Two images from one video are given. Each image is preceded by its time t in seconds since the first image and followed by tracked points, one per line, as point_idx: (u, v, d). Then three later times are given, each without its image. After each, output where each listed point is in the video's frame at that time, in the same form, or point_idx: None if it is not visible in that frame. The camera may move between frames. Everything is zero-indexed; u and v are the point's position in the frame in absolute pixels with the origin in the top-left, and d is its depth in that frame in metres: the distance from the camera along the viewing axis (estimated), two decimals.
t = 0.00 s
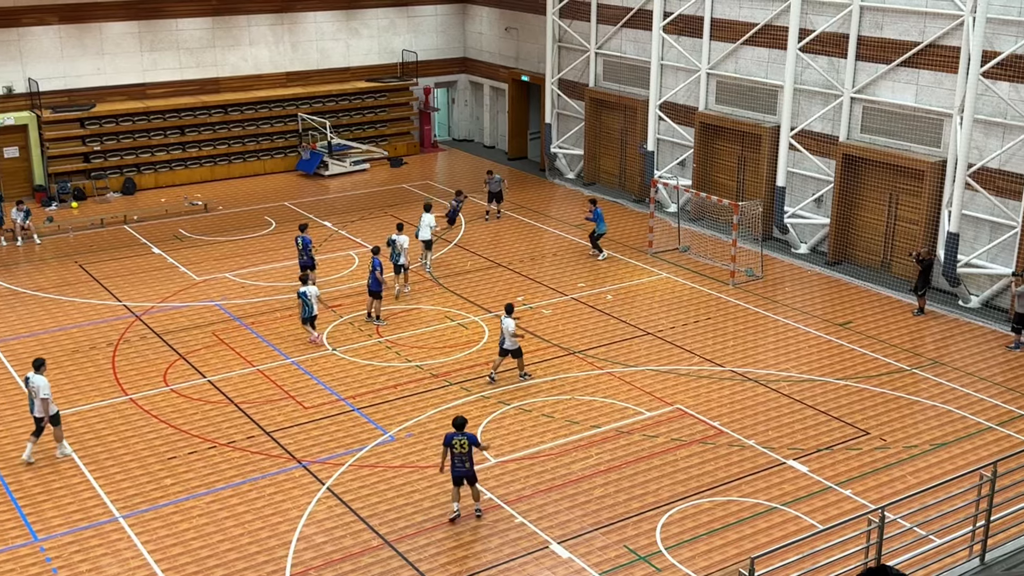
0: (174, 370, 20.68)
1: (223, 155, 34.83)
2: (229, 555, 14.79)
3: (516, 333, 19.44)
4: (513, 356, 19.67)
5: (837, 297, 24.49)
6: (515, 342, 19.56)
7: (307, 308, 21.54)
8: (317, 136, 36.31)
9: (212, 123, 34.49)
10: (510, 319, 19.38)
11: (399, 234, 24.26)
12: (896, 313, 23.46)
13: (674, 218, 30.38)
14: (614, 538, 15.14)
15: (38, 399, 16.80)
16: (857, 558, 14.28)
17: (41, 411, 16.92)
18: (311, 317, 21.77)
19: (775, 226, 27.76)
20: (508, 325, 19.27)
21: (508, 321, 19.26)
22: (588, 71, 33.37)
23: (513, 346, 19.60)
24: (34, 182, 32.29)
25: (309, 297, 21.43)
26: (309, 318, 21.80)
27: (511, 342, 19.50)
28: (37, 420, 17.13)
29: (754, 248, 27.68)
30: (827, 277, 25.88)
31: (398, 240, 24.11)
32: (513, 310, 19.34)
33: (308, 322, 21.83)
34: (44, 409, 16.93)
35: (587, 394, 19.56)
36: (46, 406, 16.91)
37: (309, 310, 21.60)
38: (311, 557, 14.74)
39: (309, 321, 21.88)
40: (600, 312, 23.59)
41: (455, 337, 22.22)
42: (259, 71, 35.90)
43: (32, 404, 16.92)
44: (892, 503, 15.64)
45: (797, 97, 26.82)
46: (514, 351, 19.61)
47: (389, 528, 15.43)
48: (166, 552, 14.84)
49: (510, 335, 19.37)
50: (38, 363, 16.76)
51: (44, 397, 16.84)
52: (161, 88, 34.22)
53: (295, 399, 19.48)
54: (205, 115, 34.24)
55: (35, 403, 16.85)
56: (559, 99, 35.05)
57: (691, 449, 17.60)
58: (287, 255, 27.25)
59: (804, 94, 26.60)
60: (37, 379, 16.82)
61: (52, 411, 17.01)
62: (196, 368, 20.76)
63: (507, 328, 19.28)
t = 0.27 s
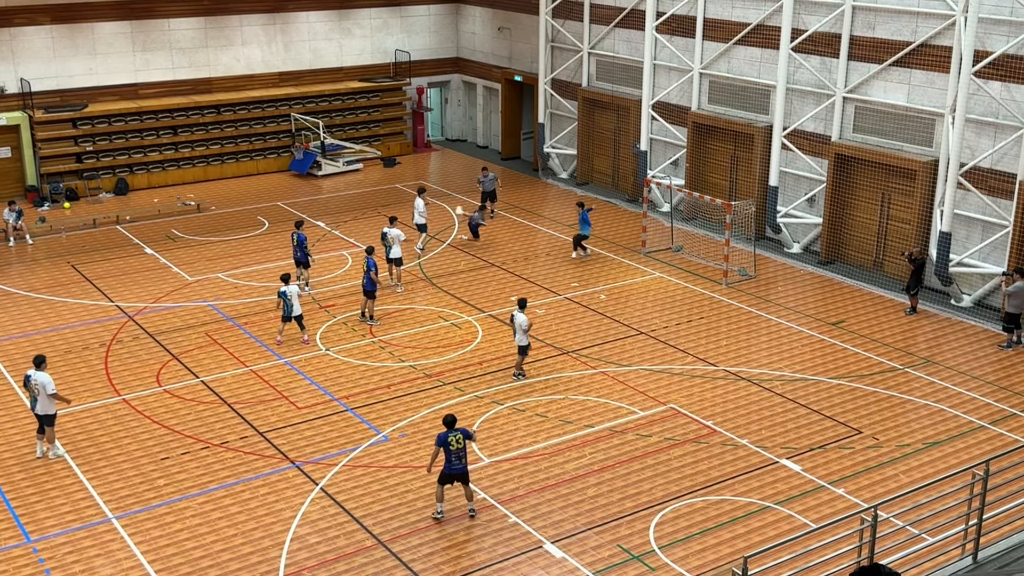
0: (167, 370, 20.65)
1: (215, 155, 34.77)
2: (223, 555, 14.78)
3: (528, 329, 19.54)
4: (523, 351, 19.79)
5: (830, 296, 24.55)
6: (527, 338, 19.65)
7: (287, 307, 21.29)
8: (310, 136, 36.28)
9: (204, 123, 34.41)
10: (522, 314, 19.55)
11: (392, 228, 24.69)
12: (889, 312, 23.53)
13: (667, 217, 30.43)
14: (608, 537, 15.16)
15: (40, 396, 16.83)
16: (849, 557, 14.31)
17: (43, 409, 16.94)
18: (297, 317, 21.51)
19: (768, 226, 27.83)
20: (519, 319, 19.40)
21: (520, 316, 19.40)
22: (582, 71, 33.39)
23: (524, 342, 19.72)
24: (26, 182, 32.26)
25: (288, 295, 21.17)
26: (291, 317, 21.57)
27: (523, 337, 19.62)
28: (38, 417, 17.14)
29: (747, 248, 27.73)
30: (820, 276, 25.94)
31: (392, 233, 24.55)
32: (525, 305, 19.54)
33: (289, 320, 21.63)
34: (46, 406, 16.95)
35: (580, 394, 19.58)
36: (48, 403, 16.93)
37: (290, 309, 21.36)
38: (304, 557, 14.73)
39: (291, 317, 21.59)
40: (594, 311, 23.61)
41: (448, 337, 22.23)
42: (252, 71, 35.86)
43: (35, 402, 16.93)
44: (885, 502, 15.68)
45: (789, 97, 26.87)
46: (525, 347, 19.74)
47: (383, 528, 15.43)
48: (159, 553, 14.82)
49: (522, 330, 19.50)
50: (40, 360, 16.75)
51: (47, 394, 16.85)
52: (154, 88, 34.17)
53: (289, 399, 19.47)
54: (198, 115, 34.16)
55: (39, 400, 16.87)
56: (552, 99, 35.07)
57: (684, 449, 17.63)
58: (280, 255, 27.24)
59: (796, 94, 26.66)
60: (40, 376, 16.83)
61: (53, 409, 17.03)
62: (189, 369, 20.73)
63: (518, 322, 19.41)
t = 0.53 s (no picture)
0: (163, 370, 20.63)
1: (210, 155, 34.73)
2: (218, 555, 14.77)
3: (541, 326, 19.78)
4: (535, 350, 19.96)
5: (825, 295, 24.58)
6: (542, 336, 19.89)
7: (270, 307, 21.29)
8: (306, 136, 36.26)
9: (199, 123, 34.36)
10: (535, 312, 19.79)
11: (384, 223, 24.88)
12: (884, 311, 23.56)
13: (663, 217, 30.44)
14: (604, 536, 15.16)
15: (40, 396, 16.82)
16: (845, 556, 14.33)
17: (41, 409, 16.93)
18: (278, 317, 21.49)
19: (763, 225, 27.85)
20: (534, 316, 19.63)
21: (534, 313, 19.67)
22: (577, 70, 33.39)
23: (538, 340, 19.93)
24: (20, 182, 32.17)
25: (271, 295, 21.16)
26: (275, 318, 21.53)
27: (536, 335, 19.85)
28: (35, 417, 17.12)
29: (742, 247, 27.75)
30: (815, 275, 25.97)
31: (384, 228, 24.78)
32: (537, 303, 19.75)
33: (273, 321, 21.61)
34: (45, 405, 16.95)
35: (576, 393, 19.58)
36: (47, 403, 16.93)
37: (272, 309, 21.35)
38: (300, 557, 14.72)
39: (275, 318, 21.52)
40: (589, 311, 23.62)
41: (444, 336, 22.23)
42: (246, 71, 35.82)
43: (34, 401, 16.91)
44: (880, 501, 15.70)
45: (784, 96, 26.90)
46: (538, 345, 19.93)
47: (378, 528, 15.42)
48: (154, 553, 14.80)
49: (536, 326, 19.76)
50: (40, 360, 16.73)
51: (47, 393, 16.84)
52: (149, 88, 34.13)
53: (284, 399, 19.45)
54: (193, 115, 34.11)
55: (38, 400, 16.86)
56: (548, 99, 35.07)
57: (680, 448, 17.64)
58: (275, 255, 27.21)
59: (792, 93, 26.68)
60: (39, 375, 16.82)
61: (52, 408, 17.03)
62: (184, 369, 20.71)
63: (531, 319, 19.65)
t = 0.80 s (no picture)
0: (160, 370, 20.62)
1: (208, 154, 34.70)
2: (216, 555, 14.76)
3: (555, 322, 19.80)
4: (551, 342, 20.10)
5: (823, 295, 24.60)
6: (556, 331, 19.96)
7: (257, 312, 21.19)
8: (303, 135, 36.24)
9: (197, 122, 34.32)
10: (550, 307, 19.75)
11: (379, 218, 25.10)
12: (882, 311, 23.58)
13: (660, 216, 30.46)
14: (601, 536, 15.17)
15: (37, 395, 16.79)
16: (842, 555, 14.35)
17: (38, 408, 16.90)
18: (263, 320, 21.34)
19: (760, 224, 27.87)
20: (548, 314, 19.63)
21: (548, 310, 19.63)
22: (575, 70, 33.39)
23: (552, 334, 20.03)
24: (18, 181, 32.16)
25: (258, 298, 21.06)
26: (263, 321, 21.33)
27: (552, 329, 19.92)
28: (33, 416, 17.09)
29: (740, 247, 27.76)
30: (813, 275, 25.99)
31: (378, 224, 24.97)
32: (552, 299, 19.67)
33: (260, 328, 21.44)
34: (43, 405, 16.92)
35: (573, 393, 19.58)
36: (44, 403, 16.90)
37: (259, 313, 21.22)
38: (298, 557, 14.71)
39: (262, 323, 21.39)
40: (586, 310, 23.62)
41: (442, 336, 22.22)
42: (244, 70, 35.80)
43: (31, 400, 16.88)
44: (877, 500, 15.73)
45: (782, 96, 26.91)
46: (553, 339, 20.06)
47: (376, 528, 15.42)
48: (152, 553, 14.79)
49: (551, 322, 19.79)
50: (39, 359, 16.69)
51: (45, 392, 16.82)
52: (146, 87, 34.11)
53: (282, 399, 19.45)
54: (190, 114, 34.07)
55: (36, 399, 16.83)
56: (545, 98, 35.07)
57: (677, 447, 17.65)
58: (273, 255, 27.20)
59: (789, 92, 26.70)
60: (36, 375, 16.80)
61: (50, 408, 17.00)
62: (182, 368, 20.69)
63: (546, 316, 19.66)
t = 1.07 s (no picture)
0: (159, 370, 20.60)
1: (207, 153, 34.68)
2: (215, 555, 14.76)
3: (574, 321, 19.84)
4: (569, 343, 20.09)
5: (822, 294, 24.61)
6: (574, 331, 19.95)
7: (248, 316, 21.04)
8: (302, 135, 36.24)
9: (196, 122, 34.30)
10: (568, 306, 19.83)
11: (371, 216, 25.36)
12: (881, 310, 23.58)
13: (659, 216, 30.46)
14: (600, 535, 15.17)
15: (35, 394, 16.79)
16: (841, 554, 14.35)
17: (36, 408, 16.90)
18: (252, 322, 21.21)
19: (760, 224, 27.88)
20: (567, 312, 19.69)
21: (567, 309, 19.71)
22: (574, 69, 33.39)
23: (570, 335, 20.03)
24: (17, 181, 32.19)
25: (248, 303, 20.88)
26: (249, 325, 21.29)
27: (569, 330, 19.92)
28: (31, 415, 17.09)
29: (739, 246, 27.76)
30: (812, 274, 25.99)
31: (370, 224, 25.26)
32: (570, 298, 19.72)
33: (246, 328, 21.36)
34: (41, 405, 16.91)
35: (572, 392, 19.59)
36: (41, 402, 16.89)
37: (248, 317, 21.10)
38: (297, 556, 14.71)
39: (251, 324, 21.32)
40: (585, 310, 23.63)
41: (441, 335, 22.22)
42: (243, 70, 35.79)
43: (29, 400, 16.88)
44: (877, 499, 15.74)
45: (781, 95, 26.92)
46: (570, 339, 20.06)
47: (375, 527, 15.42)
48: (151, 552, 14.79)
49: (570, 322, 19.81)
50: (37, 359, 16.69)
51: (42, 391, 16.82)
52: (145, 87, 34.10)
53: (281, 398, 19.44)
54: (190, 114, 34.05)
55: (33, 398, 16.83)
56: (544, 97, 35.07)
57: (676, 446, 17.65)
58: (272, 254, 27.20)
59: (788, 92, 26.70)
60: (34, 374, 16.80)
61: (48, 407, 16.99)
62: (181, 368, 20.68)
63: (564, 314, 19.71)
